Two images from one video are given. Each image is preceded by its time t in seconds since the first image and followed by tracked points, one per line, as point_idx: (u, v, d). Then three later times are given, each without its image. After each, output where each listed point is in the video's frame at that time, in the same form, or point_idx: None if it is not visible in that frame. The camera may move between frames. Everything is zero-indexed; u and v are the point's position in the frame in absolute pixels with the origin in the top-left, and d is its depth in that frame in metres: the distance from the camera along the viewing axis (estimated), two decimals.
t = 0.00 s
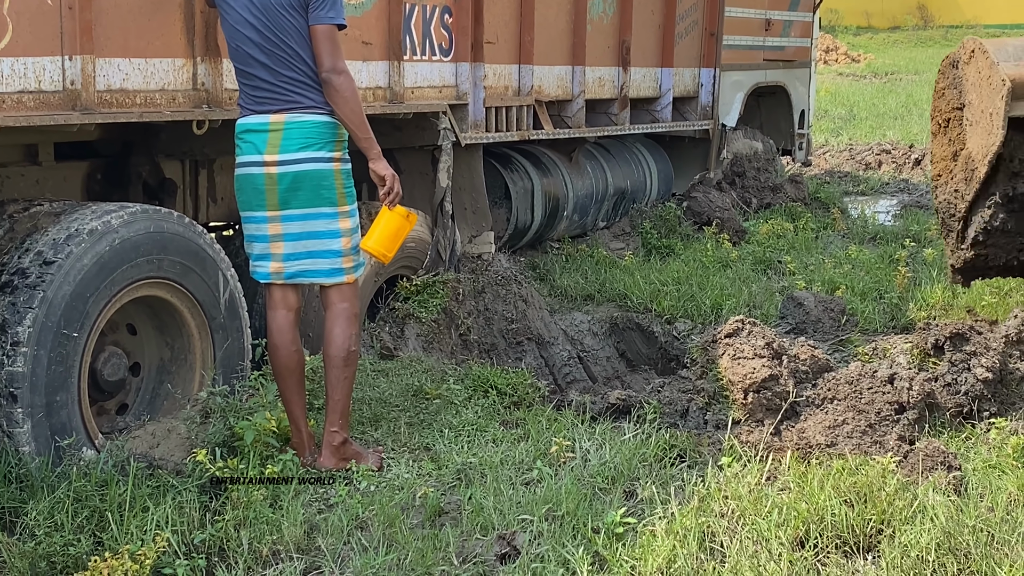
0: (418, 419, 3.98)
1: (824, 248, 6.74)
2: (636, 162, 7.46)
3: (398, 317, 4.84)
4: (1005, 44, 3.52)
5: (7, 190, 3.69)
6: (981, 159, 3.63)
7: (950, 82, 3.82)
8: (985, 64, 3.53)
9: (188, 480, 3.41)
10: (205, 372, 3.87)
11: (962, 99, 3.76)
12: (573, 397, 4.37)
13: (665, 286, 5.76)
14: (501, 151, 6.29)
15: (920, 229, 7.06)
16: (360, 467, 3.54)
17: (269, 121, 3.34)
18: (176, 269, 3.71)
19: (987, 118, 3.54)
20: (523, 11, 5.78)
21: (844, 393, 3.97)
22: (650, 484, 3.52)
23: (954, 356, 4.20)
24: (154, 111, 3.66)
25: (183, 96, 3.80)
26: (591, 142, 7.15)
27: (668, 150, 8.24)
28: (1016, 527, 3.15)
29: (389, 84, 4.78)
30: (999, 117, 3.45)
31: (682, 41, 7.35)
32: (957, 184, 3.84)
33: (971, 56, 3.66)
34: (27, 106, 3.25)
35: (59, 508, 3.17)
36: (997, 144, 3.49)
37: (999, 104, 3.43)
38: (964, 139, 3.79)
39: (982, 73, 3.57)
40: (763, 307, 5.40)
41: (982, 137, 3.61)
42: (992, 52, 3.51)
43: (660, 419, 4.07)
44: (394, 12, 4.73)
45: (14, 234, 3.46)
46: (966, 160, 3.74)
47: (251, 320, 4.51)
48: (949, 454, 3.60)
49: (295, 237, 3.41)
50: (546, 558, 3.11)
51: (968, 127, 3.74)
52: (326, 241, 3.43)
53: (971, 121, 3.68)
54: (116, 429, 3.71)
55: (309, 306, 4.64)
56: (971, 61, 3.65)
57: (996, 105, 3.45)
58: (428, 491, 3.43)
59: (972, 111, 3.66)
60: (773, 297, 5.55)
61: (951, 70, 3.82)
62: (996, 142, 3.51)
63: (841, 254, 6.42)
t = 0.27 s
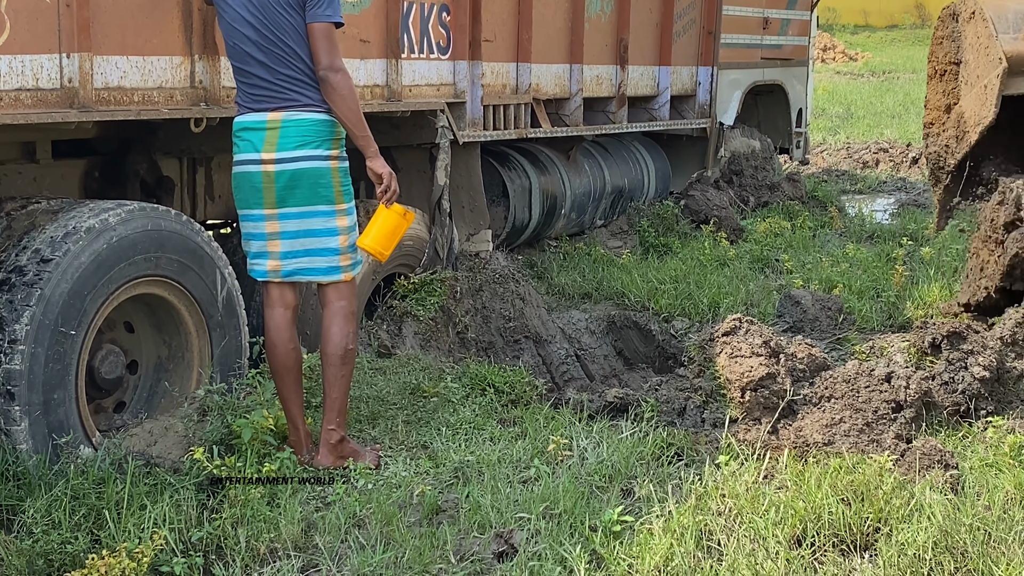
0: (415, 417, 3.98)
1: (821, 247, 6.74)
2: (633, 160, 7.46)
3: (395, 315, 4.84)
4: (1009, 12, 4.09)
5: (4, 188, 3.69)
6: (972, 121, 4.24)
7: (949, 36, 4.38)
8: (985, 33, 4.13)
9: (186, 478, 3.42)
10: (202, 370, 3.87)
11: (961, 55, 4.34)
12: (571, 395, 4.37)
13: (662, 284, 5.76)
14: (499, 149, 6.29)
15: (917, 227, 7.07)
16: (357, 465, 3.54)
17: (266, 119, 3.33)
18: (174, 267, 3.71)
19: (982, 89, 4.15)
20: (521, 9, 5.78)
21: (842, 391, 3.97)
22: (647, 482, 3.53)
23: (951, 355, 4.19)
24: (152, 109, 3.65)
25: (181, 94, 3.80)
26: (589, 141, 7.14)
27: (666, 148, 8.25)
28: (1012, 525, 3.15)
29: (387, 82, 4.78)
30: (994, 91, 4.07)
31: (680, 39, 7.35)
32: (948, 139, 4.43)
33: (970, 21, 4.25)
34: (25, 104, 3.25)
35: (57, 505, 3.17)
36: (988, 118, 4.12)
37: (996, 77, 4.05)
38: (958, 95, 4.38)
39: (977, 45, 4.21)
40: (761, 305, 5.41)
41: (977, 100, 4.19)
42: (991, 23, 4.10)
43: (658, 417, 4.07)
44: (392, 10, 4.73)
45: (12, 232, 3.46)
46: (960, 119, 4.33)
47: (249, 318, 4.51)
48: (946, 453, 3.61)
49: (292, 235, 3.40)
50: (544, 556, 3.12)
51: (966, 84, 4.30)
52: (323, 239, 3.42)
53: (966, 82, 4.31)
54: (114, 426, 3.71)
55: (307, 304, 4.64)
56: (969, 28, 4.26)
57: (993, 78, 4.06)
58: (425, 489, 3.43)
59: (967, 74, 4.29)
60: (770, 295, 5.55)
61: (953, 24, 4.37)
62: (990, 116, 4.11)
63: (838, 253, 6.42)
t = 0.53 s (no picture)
0: (413, 414, 3.98)
1: (819, 244, 6.74)
2: (631, 158, 7.46)
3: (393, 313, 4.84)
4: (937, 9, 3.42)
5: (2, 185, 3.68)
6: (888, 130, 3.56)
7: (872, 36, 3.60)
8: (913, 32, 3.42)
9: (184, 475, 3.41)
10: (200, 368, 3.87)
11: (883, 57, 3.56)
12: (569, 392, 4.37)
13: (660, 282, 5.76)
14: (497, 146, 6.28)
15: (915, 225, 7.07)
16: (355, 462, 3.55)
17: (263, 116, 3.33)
18: (172, 264, 3.70)
19: (907, 92, 3.46)
20: (518, 6, 5.78)
21: (840, 388, 3.96)
22: (645, 479, 3.52)
23: (949, 352, 4.18)
24: (150, 105, 3.65)
25: (179, 91, 3.80)
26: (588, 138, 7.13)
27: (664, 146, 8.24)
28: (1010, 522, 3.16)
29: (385, 80, 4.78)
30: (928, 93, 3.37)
31: (678, 37, 7.35)
32: (869, 143, 3.67)
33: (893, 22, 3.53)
34: (23, 100, 3.24)
35: (55, 502, 3.17)
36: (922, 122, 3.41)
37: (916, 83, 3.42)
38: (881, 96, 3.60)
39: (904, 42, 3.47)
40: (759, 303, 5.41)
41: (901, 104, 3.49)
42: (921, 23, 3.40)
43: (656, 414, 4.07)
44: (390, 7, 4.73)
45: (10, 228, 3.46)
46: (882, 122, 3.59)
47: (247, 315, 4.51)
48: (944, 450, 3.61)
49: (290, 232, 3.40)
50: (541, 553, 3.12)
51: (885, 89, 3.58)
52: (320, 236, 3.43)
53: (889, 85, 3.55)
54: (111, 423, 3.70)
55: (305, 301, 4.64)
56: (897, 27, 3.51)
57: (925, 80, 3.38)
58: (423, 486, 3.44)
59: (890, 79, 3.53)
60: (768, 293, 5.56)
61: (875, 24, 3.61)
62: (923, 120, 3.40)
63: (836, 250, 6.42)
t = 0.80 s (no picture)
0: (411, 411, 3.98)
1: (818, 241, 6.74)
2: (629, 155, 7.46)
3: (391, 310, 4.84)
4: (790, 22, 3.78)
5: None
6: (756, 141, 3.78)
7: (712, 48, 3.85)
8: (773, 43, 3.70)
9: (182, 472, 3.42)
10: (198, 365, 3.88)
11: (730, 70, 3.83)
12: (566, 389, 4.37)
13: (658, 279, 5.76)
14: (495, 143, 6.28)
15: (913, 222, 7.07)
16: (352, 459, 3.55)
17: (260, 113, 3.33)
18: (169, 261, 3.70)
19: (769, 105, 3.71)
20: (516, 3, 5.78)
21: (838, 385, 3.96)
22: (643, 476, 3.53)
23: (947, 349, 4.17)
24: (148, 102, 3.65)
25: (177, 87, 3.80)
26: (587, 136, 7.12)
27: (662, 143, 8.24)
28: (1008, 519, 3.16)
29: (383, 76, 4.78)
30: (795, 104, 3.63)
31: (676, 33, 7.34)
32: (716, 160, 3.94)
33: (746, 29, 3.78)
34: (20, 97, 3.24)
35: (53, 499, 3.17)
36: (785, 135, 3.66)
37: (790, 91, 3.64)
38: (728, 111, 3.86)
39: (765, 52, 3.73)
40: (757, 300, 5.41)
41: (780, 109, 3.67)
42: (781, 34, 3.69)
43: (654, 411, 4.06)
44: (388, 4, 4.73)
45: (8, 225, 3.46)
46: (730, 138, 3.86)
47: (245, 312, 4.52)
48: (942, 447, 3.60)
49: (287, 230, 3.40)
50: (539, 550, 3.12)
51: (732, 101, 3.84)
52: (317, 233, 3.42)
53: (737, 98, 3.82)
54: (109, 420, 3.71)
55: (303, 298, 4.65)
56: (750, 38, 3.77)
57: (790, 90, 3.65)
58: (421, 483, 3.44)
59: (741, 90, 3.80)
60: (766, 290, 5.56)
61: (716, 35, 3.85)
62: (784, 129, 3.67)
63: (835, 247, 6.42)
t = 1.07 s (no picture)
0: (409, 408, 3.98)
1: (816, 239, 6.74)
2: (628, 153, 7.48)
3: (390, 307, 4.84)
4: (713, 25, 3.85)
5: None
6: (685, 148, 3.85)
7: (631, 53, 3.91)
8: (699, 46, 3.77)
9: (180, 469, 3.42)
10: (196, 362, 3.87)
11: (652, 74, 3.89)
12: (565, 386, 4.37)
13: (657, 277, 5.76)
14: (494, 141, 6.28)
15: (912, 220, 7.07)
16: (351, 456, 3.55)
17: (259, 110, 3.33)
18: (168, 258, 3.70)
19: (697, 111, 3.79)
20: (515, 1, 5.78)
21: (836, 383, 3.96)
22: (641, 474, 3.53)
23: (945, 347, 4.17)
24: (146, 100, 3.65)
25: (175, 85, 3.79)
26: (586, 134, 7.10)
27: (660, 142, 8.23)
28: (1006, 517, 3.16)
29: (381, 74, 4.78)
30: (725, 110, 3.70)
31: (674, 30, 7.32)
32: (639, 167, 4.00)
33: (670, 33, 3.84)
34: (18, 94, 3.24)
35: (51, 496, 3.17)
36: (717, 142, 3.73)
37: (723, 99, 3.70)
38: (648, 117, 3.94)
39: (690, 58, 3.79)
40: (755, 297, 5.42)
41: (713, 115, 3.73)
42: (707, 37, 3.76)
43: (652, 409, 4.06)
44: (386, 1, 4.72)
45: (6, 223, 3.46)
46: (655, 145, 3.93)
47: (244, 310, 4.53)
48: (940, 445, 3.60)
49: (286, 227, 3.40)
50: (538, 547, 3.12)
51: (654, 107, 3.92)
52: (316, 231, 3.42)
53: (661, 103, 3.89)
54: (107, 418, 3.71)
55: (301, 296, 4.65)
56: (672, 41, 3.83)
57: (722, 95, 3.71)
58: (420, 480, 3.44)
59: (665, 94, 3.86)
60: (765, 287, 5.56)
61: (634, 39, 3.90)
62: (714, 137, 3.74)
63: (833, 245, 6.42)
